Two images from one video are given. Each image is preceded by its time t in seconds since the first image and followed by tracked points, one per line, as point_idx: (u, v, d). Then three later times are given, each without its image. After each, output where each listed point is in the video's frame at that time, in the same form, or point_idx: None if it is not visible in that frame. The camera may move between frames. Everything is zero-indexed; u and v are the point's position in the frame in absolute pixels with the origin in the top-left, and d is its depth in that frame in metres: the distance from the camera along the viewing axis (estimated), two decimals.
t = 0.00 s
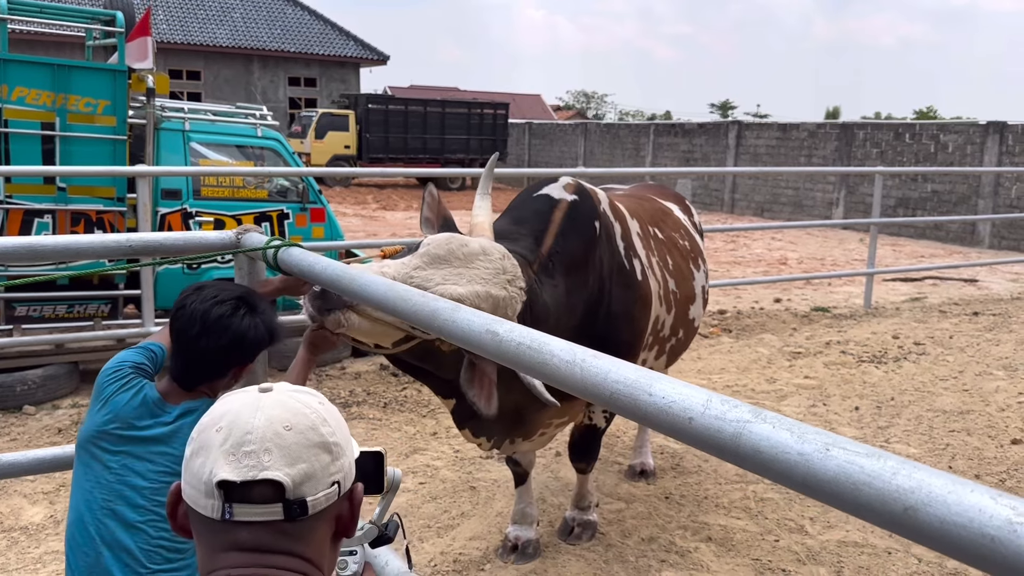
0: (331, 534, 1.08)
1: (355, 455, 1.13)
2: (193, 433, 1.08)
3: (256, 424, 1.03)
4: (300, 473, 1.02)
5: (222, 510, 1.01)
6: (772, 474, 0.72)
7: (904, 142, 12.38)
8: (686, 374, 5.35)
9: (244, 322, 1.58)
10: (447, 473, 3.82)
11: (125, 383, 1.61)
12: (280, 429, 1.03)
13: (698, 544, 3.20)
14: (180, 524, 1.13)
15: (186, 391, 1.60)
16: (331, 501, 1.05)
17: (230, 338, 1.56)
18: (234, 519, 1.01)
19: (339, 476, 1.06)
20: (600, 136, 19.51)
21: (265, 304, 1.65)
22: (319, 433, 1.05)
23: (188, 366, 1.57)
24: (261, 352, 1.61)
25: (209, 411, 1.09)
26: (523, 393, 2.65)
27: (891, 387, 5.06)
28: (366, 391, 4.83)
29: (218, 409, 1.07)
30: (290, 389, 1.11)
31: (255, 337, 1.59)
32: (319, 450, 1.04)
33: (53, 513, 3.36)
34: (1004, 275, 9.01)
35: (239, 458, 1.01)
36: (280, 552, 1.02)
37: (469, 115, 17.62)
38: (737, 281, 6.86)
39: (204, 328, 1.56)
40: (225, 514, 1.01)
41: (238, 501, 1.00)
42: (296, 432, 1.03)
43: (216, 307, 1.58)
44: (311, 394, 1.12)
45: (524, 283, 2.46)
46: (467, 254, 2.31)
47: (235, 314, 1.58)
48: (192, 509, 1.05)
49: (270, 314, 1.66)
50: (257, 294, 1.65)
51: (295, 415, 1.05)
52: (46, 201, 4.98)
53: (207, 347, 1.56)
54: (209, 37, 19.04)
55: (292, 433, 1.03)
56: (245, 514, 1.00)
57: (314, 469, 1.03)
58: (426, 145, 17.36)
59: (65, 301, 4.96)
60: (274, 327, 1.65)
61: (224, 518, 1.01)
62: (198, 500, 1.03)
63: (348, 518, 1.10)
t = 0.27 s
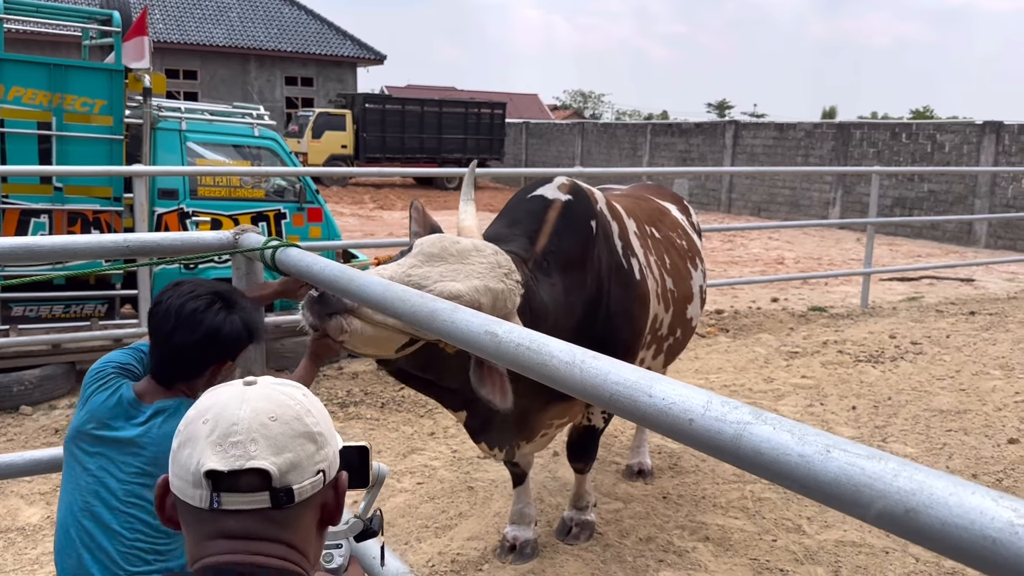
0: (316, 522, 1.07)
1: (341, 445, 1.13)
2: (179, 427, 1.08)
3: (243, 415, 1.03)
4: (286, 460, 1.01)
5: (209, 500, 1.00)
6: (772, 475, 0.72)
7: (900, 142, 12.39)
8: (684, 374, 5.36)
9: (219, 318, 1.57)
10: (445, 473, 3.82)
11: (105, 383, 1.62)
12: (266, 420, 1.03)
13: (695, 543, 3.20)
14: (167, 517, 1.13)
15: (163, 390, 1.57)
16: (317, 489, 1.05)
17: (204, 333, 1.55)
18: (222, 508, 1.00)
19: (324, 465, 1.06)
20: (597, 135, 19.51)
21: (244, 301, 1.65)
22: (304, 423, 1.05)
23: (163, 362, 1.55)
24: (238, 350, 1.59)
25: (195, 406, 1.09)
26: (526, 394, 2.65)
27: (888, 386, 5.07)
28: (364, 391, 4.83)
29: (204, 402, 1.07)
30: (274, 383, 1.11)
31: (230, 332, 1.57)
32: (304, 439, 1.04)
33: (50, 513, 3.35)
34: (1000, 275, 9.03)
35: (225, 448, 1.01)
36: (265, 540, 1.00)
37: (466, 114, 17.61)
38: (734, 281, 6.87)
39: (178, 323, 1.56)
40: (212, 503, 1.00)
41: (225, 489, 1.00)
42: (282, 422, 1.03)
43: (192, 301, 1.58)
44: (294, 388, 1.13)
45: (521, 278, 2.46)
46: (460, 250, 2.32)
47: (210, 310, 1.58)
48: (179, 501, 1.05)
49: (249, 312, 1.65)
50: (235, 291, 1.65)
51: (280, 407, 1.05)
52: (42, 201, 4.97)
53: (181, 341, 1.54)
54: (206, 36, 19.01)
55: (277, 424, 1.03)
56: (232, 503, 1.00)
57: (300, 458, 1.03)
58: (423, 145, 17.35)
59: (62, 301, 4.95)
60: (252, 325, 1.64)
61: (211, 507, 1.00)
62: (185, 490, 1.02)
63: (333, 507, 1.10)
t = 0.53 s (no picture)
0: (290, 505, 1.07)
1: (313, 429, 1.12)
2: (147, 419, 1.07)
3: (211, 404, 1.02)
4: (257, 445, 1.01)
5: (182, 488, 1.00)
6: (767, 478, 0.72)
7: (896, 141, 12.41)
8: (680, 373, 5.36)
9: (201, 317, 1.57)
10: (441, 474, 3.81)
11: (89, 384, 1.62)
12: (235, 408, 1.03)
13: (691, 544, 3.20)
14: (138, 508, 1.13)
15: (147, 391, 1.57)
16: (289, 474, 1.04)
17: (185, 332, 1.55)
18: (196, 496, 1.00)
19: (296, 449, 1.05)
20: (593, 135, 19.51)
21: (229, 301, 1.64)
22: (272, 409, 1.04)
23: (145, 363, 1.55)
24: (222, 350, 1.58)
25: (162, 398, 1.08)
26: (525, 398, 2.65)
27: (884, 386, 5.08)
28: (360, 392, 4.82)
29: (172, 393, 1.06)
30: (242, 371, 1.11)
31: (213, 332, 1.57)
32: (274, 424, 1.03)
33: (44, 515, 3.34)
34: (995, 274, 9.05)
35: (195, 435, 1.00)
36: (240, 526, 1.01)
37: (462, 114, 17.60)
38: (730, 280, 6.87)
39: (159, 323, 1.55)
40: (185, 492, 1.00)
41: (198, 477, 0.99)
42: (250, 409, 1.03)
43: (173, 301, 1.58)
44: (262, 375, 1.12)
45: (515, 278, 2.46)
46: (452, 252, 2.32)
47: (192, 310, 1.57)
48: (153, 492, 1.04)
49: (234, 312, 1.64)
50: (220, 291, 1.65)
51: (247, 394, 1.05)
52: (37, 201, 4.96)
53: (163, 341, 1.54)
54: (202, 36, 18.97)
55: (246, 411, 1.03)
56: (206, 490, 1.00)
57: (270, 443, 1.02)
58: (419, 144, 17.34)
59: (57, 302, 4.94)
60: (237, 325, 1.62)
61: (184, 496, 1.00)
62: (157, 480, 1.02)
63: (307, 490, 1.09)
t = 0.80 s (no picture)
0: (250, 490, 1.07)
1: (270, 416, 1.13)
2: (103, 413, 1.05)
3: (168, 394, 1.01)
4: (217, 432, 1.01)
5: (143, 479, 0.99)
6: (754, 480, 0.71)
7: (891, 141, 12.42)
8: (675, 373, 5.35)
9: (180, 319, 1.55)
10: (435, 474, 3.80)
11: (71, 386, 1.59)
12: (192, 397, 1.02)
13: (686, 543, 3.19)
14: (98, 503, 1.12)
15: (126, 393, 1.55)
16: (249, 459, 1.04)
17: (163, 334, 1.53)
18: (158, 486, 0.99)
19: (255, 435, 1.06)
20: (589, 134, 19.49)
21: (211, 304, 1.63)
22: (229, 396, 1.04)
23: (124, 364, 1.53)
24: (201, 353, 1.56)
25: (117, 391, 1.07)
26: (519, 398, 2.65)
27: (879, 385, 5.08)
28: (354, 391, 4.81)
29: (126, 386, 1.05)
30: (195, 361, 1.10)
31: (191, 334, 1.55)
32: (232, 411, 1.04)
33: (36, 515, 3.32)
34: (990, 273, 9.06)
35: (154, 426, 0.99)
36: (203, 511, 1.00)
37: (458, 113, 17.57)
38: (725, 280, 6.86)
39: (137, 323, 1.53)
40: (147, 482, 0.99)
41: (160, 467, 0.99)
42: (208, 397, 1.03)
43: (154, 302, 1.56)
44: (216, 365, 1.12)
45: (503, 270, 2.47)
46: (439, 247, 2.39)
47: (171, 311, 1.56)
48: (113, 485, 1.03)
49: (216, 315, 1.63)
50: (202, 294, 1.63)
51: (204, 383, 1.04)
52: (30, 200, 4.95)
53: (140, 342, 1.52)
54: (197, 35, 18.92)
55: (204, 399, 1.02)
56: (168, 479, 0.99)
57: (230, 430, 1.02)
58: (415, 143, 17.32)
59: (49, 302, 4.92)
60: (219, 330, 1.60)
61: (146, 486, 0.99)
62: (117, 473, 1.00)
63: (266, 475, 1.10)
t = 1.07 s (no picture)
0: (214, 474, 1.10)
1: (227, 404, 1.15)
2: (64, 411, 1.05)
3: (132, 385, 1.02)
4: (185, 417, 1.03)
5: (113, 469, 0.99)
6: (745, 478, 0.70)
7: (887, 140, 12.44)
8: (670, 372, 5.35)
9: (172, 324, 1.54)
10: (430, 473, 3.79)
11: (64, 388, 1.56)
12: (154, 386, 1.03)
13: (681, 542, 3.19)
14: (64, 499, 1.12)
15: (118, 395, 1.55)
16: (214, 442, 1.07)
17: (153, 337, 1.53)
18: (129, 474, 1.00)
19: (216, 419, 1.08)
20: (585, 134, 19.49)
21: (211, 310, 1.60)
22: (189, 384, 1.07)
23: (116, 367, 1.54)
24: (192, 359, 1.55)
25: (74, 389, 1.06)
26: (513, 397, 2.65)
27: (874, 384, 5.08)
28: (349, 391, 4.79)
29: (86, 382, 1.05)
30: (148, 354, 1.11)
31: (183, 340, 1.54)
32: (193, 397, 1.06)
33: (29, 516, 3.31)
34: (985, 273, 9.07)
35: (120, 417, 1.00)
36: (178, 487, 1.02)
37: (453, 113, 17.56)
38: (721, 279, 6.86)
39: (131, 324, 1.54)
40: (117, 472, 1.00)
41: (130, 455, 0.99)
42: (170, 386, 1.04)
43: (149, 304, 1.57)
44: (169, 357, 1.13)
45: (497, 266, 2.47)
46: (431, 243, 2.39)
47: (165, 316, 1.55)
48: (80, 478, 1.03)
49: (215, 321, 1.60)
50: (201, 298, 1.61)
51: (164, 373, 1.06)
52: (23, 199, 4.93)
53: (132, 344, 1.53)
54: (192, 34, 18.87)
55: (166, 388, 1.04)
56: (139, 467, 1.00)
57: (194, 416, 1.05)
58: (411, 143, 17.30)
59: (43, 301, 4.90)
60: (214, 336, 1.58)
61: (117, 476, 1.00)
62: (86, 465, 1.00)
63: (227, 460, 1.13)
